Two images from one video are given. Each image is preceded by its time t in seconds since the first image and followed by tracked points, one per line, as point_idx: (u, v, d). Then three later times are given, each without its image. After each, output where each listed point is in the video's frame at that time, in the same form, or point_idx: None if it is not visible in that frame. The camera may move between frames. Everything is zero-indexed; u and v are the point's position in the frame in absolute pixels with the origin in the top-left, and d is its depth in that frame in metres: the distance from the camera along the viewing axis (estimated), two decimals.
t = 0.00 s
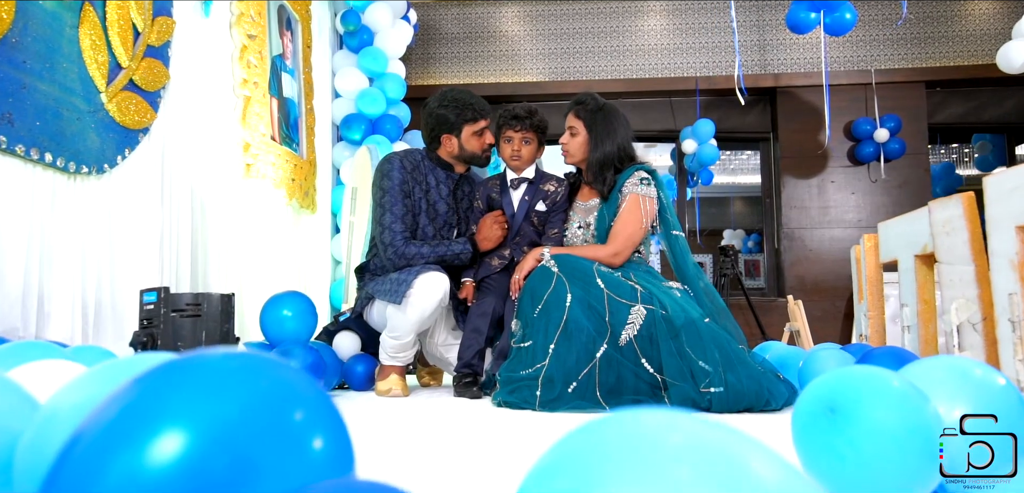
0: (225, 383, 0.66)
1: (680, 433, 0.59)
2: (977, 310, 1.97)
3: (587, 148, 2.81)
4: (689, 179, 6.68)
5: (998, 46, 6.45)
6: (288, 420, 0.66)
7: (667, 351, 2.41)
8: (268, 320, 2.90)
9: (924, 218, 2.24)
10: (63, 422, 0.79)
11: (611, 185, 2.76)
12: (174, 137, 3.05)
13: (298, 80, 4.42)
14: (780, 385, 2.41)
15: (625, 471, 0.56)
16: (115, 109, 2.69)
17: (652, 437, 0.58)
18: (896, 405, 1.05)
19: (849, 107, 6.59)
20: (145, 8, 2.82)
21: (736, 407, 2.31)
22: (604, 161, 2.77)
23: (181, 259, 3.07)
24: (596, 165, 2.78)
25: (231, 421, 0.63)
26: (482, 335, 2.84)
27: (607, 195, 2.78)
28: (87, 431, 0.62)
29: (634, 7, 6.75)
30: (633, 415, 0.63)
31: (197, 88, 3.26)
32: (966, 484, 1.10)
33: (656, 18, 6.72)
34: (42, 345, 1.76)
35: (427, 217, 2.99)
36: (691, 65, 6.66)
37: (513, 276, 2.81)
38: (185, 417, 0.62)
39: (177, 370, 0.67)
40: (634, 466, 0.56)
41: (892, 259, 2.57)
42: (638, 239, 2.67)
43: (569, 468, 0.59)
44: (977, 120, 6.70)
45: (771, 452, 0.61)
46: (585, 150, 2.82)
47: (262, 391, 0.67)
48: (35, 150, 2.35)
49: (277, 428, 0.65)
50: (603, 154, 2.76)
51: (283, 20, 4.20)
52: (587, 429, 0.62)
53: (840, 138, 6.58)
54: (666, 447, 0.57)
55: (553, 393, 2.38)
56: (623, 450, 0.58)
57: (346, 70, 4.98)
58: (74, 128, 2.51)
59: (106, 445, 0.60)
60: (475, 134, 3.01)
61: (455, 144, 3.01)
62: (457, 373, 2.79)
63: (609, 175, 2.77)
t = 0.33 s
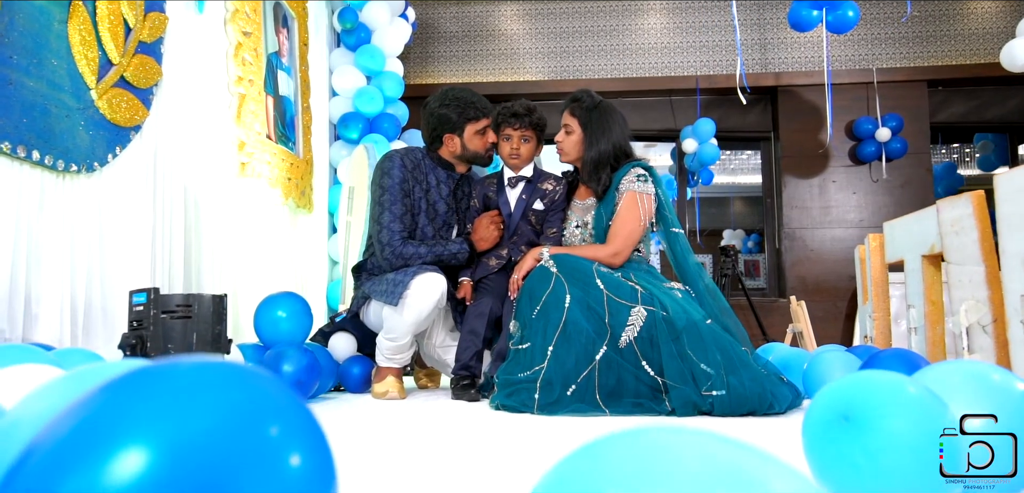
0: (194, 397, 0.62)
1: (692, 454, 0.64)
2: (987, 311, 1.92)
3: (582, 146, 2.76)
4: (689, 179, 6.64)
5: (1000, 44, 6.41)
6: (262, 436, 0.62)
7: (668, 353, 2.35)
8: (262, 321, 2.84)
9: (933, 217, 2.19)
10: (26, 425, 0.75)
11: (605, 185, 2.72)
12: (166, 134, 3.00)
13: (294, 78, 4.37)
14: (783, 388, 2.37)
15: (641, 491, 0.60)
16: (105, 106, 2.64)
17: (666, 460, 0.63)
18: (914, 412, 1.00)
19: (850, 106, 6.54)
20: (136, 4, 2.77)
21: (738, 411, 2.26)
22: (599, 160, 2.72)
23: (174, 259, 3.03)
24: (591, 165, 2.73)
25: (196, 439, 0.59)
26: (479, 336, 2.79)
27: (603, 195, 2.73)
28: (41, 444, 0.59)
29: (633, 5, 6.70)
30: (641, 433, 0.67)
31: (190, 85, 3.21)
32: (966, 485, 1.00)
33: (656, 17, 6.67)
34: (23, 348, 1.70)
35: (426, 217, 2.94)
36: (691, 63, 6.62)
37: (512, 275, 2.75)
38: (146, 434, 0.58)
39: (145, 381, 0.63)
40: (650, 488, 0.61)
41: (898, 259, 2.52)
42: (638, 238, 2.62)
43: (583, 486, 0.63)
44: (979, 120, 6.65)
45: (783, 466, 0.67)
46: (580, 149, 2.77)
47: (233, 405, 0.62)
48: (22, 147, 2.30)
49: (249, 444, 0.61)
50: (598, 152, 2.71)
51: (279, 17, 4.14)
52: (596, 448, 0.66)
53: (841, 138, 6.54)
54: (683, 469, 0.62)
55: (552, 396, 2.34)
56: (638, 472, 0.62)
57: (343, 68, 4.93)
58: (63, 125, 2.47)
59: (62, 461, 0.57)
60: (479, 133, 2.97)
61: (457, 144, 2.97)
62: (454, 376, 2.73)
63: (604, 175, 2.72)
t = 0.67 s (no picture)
0: (160, 409, 0.59)
1: (712, 478, 0.60)
2: (998, 313, 1.87)
3: (576, 144, 2.71)
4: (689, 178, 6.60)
5: (1003, 43, 6.37)
6: (232, 453, 0.59)
7: (669, 356, 2.30)
8: (256, 322, 2.79)
9: (941, 216, 2.14)
10: None
11: (600, 184, 2.68)
12: (160, 132, 2.95)
13: (291, 76, 4.32)
14: (786, 390, 2.32)
15: None
16: (95, 103, 2.59)
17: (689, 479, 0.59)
18: (933, 418, 0.96)
19: (852, 105, 6.49)
20: None
21: (741, 414, 2.22)
22: (594, 159, 2.67)
23: (167, 259, 2.98)
24: (585, 164, 2.68)
25: (159, 458, 0.56)
26: (477, 337, 2.74)
27: (597, 194, 2.70)
28: None
29: (633, 4, 6.65)
30: (659, 452, 0.63)
31: (184, 82, 3.16)
32: (966, 485, 0.95)
33: (656, 15, 6.62)
34: (5, 351, 1.65)
35: (424, 217, 2.89)
36: (692, 62, 6.57)
37: (510, 275, 2.70)
38: (104, 452, 0.56)
39: (109, 390, 0.60)
40: None
41: (905, 259, 2.47)
42: (637, 235, 2.57)
43: None
44: (982, 119, 6.60)
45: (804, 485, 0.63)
46: (574, 147, 2.73)
47: (203, 420, 0.59)
48: (9, 144, 2.25)
49: (217, 462, 0.58)
50: (592, 151, 2.66)
51: (275, 15, 4.09)
52: (609, 464, 0.62)
53: (842, 137, 6.49)
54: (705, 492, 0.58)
55: (551, 399, 2.29)
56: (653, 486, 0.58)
57: (340, 66, 4.88)
58: (51, 122, 2.41)
59: (13, 471, 0.55)
60: (480, 131, 2.92)
61: (459, 142, 2.91)
62: (452, 377, 2.69)
63: (599, 175, 2.67)
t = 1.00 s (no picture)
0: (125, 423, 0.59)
1: None
2: (1012, 315, 1.82)
3: (570, 143, 2.68)
4: (690, 178, 6.55)
5: (1006, 41, 6.32)
6: (197, 475, 0.59)
7: (670, 358, 2.25)
8: (250, 323, 2.74)
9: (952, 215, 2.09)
10: None
11: (596, 183, 2.61)
12: (153, 130, 2.90)
13: (287, 74, 4.26)
14: (791, 392, 2.27)
15: None
16: (85, 99, 2.54)
17: None
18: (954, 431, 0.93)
19: (854, 103, 6.43)
20: None
21: (743, 418, 2.17)
22: (588, 157, 2.62)
23: (161, 261, 2.94)
24: (580, 163, 2.63)
25: (122, 469, 0.57)
26: (476, 339, 2.69)
27: (592, 194, 2.64)
28: None
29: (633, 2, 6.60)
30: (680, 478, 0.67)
31: (178, 79, 3.11)
32: (965, 485, 0.92)
33: (656, 13, 6.57)
34: None
35: (423, 216, 2.83)
36: (692, 61, 6.52)
37: (509, 275, 2.66)
38: (63, 467, 0.56)
39: (75, 398, 0.61)
40: None
41: (913, 259, 2.42)
42: (636, 233, 2.52)
43: None
44: (984, 118, 6.55)
45: None
46: (568, 146, 2.70)
47: (168, 437, 0.60)
48: None
49: (182, 484, 0.58)
50: (587, 150, 2.61)
51: (271, 12, 4.04)
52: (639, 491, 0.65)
53: (844, 136, 6.44)
54: None
55: (550, 402, 2.24)
56: None
57: (338, 64, 4.83)
58: (39, 119, 2.36)
59: None
60: (481, 129, 2.86)
61: (459, 140, 2.86)
62: (450, 380, 2.64)
63: (594, 174, 2.61)
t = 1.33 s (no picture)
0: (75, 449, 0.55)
1: None
2: None
3: (565, 141, 2.64)
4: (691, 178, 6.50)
5: (1010, 40, 6.26)
6: None
7: (673, 360, 2.19)
8: (244, 325, 2.69)
9: (964, 214, 2.04)
10: None
11: (591, 181, 2.56)
12: (145, 126, 2.85)
13: (284, 72, 4.21)
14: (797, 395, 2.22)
15: None
16: (75, 95, 2.48)
17: None
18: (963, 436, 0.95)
19: (856, 102, 6.38)
20: None
21: (748, 421, 2.11)
22: (583, 156, 2.57)
23: (154, 261, 2.88)
24: (574, 162, 2.58)
25: None
26: (475, 340, 2.63)
27: (588, 192, 2.58)
28: None
29: None
30: None
31: (172, 75, 3.05)
32: (966, 485, 0.94)
33: (657, 11, 6.52)
34: None
35: (422, 216, 2.78)
36: (694, 59, 6.46)
37: (509, 275, 2.60)
38: None
39: (19, 412, 0.56)
40: None
41: (922, 259, 2.37)
42: (637, 232, 2.46)
43: None
44: (988, 117, 6.50)
45: None
46: (563, 144, 2.66)
47: (124, 465, 0.56)
48: None
49: None
50: (582, 148, 2.56)
51: (268, 8, 3.98)
52: None
53: (846, 135, 6.39)
54: None
55: (549, 405, 2.18)
56: None
57: (336, 62, 4.77)
58: (27, 115, 2.31)
59: None
60: (481, 126, 2.81)
61: (459, 137, 2.81)
62: (449, 382, 2.58)
63: (588, 173, 2.56)
